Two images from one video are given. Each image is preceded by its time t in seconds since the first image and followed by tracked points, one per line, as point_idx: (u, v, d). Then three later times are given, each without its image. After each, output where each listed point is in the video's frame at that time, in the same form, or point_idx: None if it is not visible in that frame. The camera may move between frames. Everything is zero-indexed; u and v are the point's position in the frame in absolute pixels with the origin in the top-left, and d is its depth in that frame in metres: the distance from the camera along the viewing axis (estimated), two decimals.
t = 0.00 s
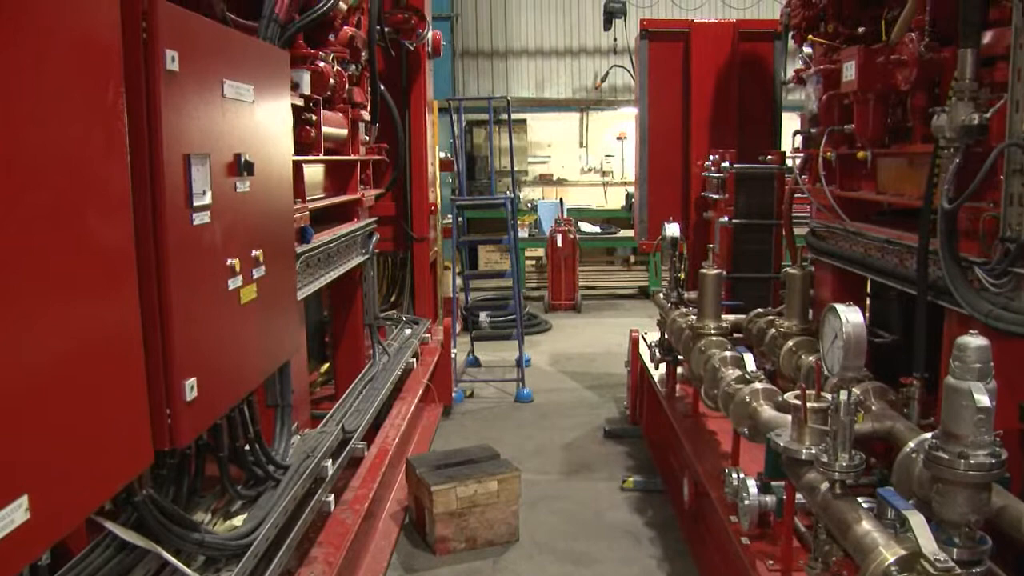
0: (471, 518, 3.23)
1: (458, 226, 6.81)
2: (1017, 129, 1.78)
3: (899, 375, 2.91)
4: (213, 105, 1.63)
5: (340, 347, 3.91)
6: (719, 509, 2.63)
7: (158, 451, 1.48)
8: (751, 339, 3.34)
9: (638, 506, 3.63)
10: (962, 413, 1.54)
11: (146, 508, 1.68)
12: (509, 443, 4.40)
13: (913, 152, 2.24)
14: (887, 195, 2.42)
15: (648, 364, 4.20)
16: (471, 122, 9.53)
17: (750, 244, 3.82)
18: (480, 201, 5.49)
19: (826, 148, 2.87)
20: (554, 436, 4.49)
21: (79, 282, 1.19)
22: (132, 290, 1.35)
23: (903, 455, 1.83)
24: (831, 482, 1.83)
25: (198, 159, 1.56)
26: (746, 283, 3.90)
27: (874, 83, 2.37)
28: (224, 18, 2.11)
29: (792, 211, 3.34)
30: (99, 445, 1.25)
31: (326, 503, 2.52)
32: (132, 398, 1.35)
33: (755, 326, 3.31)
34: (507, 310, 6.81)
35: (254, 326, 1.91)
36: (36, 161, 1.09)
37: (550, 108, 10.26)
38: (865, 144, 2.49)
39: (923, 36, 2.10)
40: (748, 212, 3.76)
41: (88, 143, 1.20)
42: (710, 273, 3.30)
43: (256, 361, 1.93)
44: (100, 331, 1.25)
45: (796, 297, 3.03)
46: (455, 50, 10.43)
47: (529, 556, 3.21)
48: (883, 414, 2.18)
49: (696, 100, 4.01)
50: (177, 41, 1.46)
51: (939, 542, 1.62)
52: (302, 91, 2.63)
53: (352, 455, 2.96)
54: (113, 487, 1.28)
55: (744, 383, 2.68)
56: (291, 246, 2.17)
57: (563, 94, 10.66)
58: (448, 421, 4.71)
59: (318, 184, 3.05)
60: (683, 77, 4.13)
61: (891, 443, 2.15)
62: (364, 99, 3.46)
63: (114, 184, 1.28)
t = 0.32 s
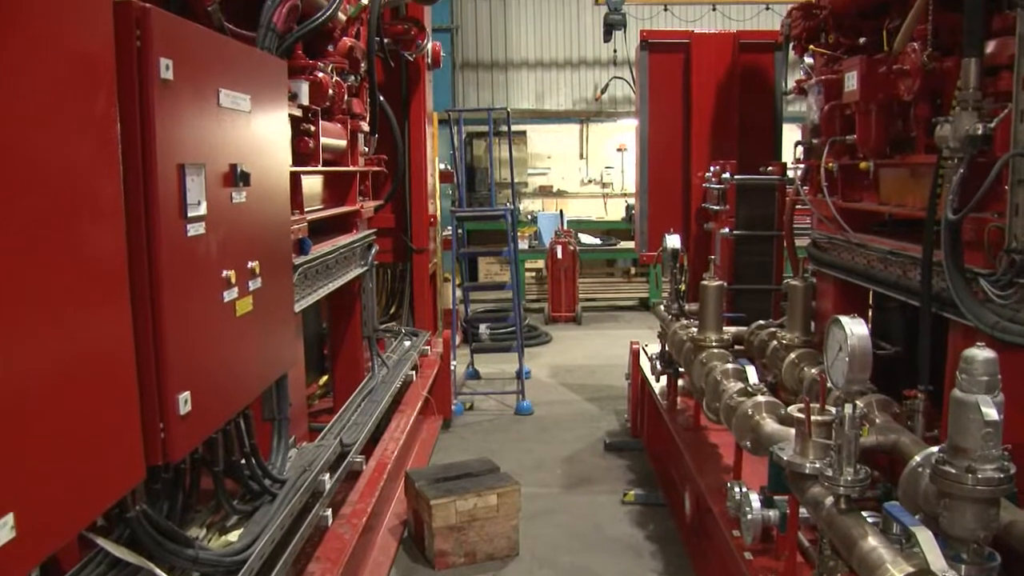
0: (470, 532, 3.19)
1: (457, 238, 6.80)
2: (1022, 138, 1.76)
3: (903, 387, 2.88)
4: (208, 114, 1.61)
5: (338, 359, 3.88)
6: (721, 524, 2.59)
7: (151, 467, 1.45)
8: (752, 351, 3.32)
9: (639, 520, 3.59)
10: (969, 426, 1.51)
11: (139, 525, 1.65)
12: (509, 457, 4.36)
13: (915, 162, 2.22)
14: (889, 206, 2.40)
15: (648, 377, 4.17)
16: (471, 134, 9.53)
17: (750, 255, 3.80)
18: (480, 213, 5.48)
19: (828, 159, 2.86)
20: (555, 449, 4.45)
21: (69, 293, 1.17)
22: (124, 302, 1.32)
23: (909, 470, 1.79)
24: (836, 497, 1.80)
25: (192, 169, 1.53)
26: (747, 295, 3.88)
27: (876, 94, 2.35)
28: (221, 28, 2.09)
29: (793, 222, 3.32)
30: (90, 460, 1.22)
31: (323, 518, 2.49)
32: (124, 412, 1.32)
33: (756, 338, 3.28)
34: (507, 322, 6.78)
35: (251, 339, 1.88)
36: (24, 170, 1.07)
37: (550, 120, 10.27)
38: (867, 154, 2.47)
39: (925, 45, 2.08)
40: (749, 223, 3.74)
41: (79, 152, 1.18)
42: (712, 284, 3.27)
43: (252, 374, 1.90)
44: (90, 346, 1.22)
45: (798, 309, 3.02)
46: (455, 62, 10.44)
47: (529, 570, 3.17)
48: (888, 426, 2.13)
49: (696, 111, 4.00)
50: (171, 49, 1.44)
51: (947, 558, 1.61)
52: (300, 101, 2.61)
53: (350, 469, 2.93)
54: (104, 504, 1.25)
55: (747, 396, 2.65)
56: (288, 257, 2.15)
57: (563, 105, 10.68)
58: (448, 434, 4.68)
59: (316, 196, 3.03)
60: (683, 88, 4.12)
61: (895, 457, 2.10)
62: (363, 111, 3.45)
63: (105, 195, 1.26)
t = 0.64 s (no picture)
0: (471, 547, 3.14)
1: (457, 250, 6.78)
2: None
3: (907, 400, 2.85)
4: (204, 124, 1.59)
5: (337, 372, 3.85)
6: (724, 538, 2.55)
7: (144, 482, 1.43)
8: (755, 363, 3.29)
9: (640, 534, 3.55)
10: (977, 441, 1.48)
11: (133, 541, 1.62)
12: (509, 470, 4.33)
13: (919, 174, 2.20)
14: (893, 217, 2.38)
15: (649, 390, 4.14)
16: (471, 146, 9.52)
17: (752, 267, 3.78)
18: (480, 225, 5.46)
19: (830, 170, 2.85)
20: (556, 463, 4.42)
21: (61, 306, 1.15)
22: (118, 315, 1.30)
23: (916, 485, 1.75)
24: (841, 512, 1.77)
25: (188, 180, 1.51)
26: (748, 307, 3.85)
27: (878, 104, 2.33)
28: (219, 38, 2.08)
29: (794, 234, 3.30)
30: (80, 476, 1.19)
31: (321, 533, 2.45)
32: (116, 427, 1.30)
33: (759, 351, 3.26)
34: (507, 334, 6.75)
35: (247, 352, 1.86)
36: (15, 179, 1.05)
37: (551, 132, 10.28)
38: (870, 165, 2.45)
39: (928, 55, 2.07)
40: (750, 235, 3.72)
41: (72, 161, 1.16)
42: (713, 297, 3.25)
43: (249, 387, 1.87)
44: (82, 359, 1.20)
45: (800, 321, 2.99)
46: (456, 75, 10.46)
47: None
48: (892, 439, 2.10)
49: (696, 122, 3.99)
50: (167, 58, 1.43)
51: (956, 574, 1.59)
52: (299, 112, 2.60)
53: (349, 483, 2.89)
54: (94, 521, 1.22)
55: (749, 409, 2.63)
56: (286, 269, 2.13)
57: (563, 117, 10.69)
58: (448, 448, 4.65)
59: (315, 208, 3.01)
60: (683, 99, 4.11)
61: (900, 470, 2.07)
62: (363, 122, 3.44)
63: (98, 205, 1.24)
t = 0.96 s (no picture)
0: (470, 563, 3.09)
1: (458, 263, 6.76)
2: None
3: (912, 413, 2.82)
4: (199, 135, 1.58)
5: (336, 386, 3.82)
6: (726, 554, 2.52)
7: (135, 498, 1.40)
8: (757, 377, 3.26)
9: (641, 549, 3.51)
10: (986, 455, 1.45)
11: (125, 559, 1.58)
12: (509, 484, 4.29)
13: (922, 185, 2.18)
14: (895, 229, 2.36)
15: (650, 403, 4.11)
16: (471, 158, 9.51)
17: (753, 279, 3.75)
18: (480, 237, 5.45)
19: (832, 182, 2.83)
20: (556, 477, 4.38)
21: (49, 319, 1.12)
22: (109, 328, 1.28)
23: (923, 500, 1.71)
24: (847, 528, 1.74)
25: (182, 191, 1.49)
26: (749, 320, 3.82)
27: (880, 115, 2.32)
28: (217, 49, 2.07)
29: (795, 246, 3.28)
30: (70, 493, 1.17)
31: (319, 549, 2.41)
32: (107, 442, 1.27)
33: (760, 364, 3.23)
34: (507, 347, 6.71)
35: (243, 365, 1.83)
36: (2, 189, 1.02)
37: (551, 145, 10.29)
38: (872, 177, 2.43)
39: (930, 66, 2.06)
40: (752, 247, 3.70)
41: (62, 170, 1.14)
42: (715, 309, 3.23)
43: (244, 402, 1.85)
44: (71, 374, 1.17)
45: (803, 334, 2.97)
46: (456, 87, 10.48)
47: None
48: (897, 453, 2.07)
49: (696, 134, 3.98)
50: (162, 67, 1.41)
51: None
52: (297, 124, 2.59)
53: (347, 498, 2.86)
54: (83, 539, 1.19)
55: (752, 423, 2.60)
56: (283, 281, 2.11)
57: (563, 130, 10.70)
58: (447, 462, 4.61)
59: (314, 220, 2.99)
60: (684, 112, 4.11)
61: (906, 485, 2.04)
62: (362, 134, 3.43)
63: (90, 217, 1.21)
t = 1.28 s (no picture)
0: None
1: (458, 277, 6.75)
2: None
3: (917, 427, 2.79)
4: (195, 145, 1.56)
5: (335, 400, 3.79)
6: (729, 570, 2.48)
7: (127, 514, 1.37)
8: (758, 391, 3.24)
9: (642, 565, 3.47)
10: (994, 471, 1.42)
11: None
12: (509, 499, 4.25)
13: (925, 197, 2.16)
14: (897, 242, 2.35)
15: (651, 417, 4.08)
16: (471, 172, 9.52)
17: (755, 292, 3.73)
18: (480, 251, 5.43)
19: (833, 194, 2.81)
20: (557, 491, 4.34)
21: (39, 331, 1.10)
22: (101, 341, 1.25)
23: (929, 515, 1.68)
24: (852, 544, 1.72)
25: (177, 202, 1.48)
26: (750, 333, 3.80)
27: (882, 127, 2.31)
28: (215, 60, 2.07)
29: (797, 258, 3.26)
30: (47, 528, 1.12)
31: (316, 566, 2.38)
32: (97, 457, 1.24)
33: (761, 378, 3.21)
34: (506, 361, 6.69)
35: (239, 379, 1.81)
36: None
37: (551, 158, 10.30)
38: (874, 189, 2.41)
39: (932, 77, 2.04)
40: (753, 260, 3.67)
41: (54, 180, 1.12)
42: (716, 322, 3.20)
43: (240, 417, 1.82)
44: (61, 387, 1.15)
45: (805, 347, 2.95)
46: (455, 101, 10.50)
47: None
48: (901, 468, 2.04)
49: (697, 147, 3.97)
50: (157, 77, 1.39)
51: None
52: (296, 136, 2.58)
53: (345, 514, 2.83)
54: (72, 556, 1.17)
55: (755, 437, 2.57)
56: (281, 295, 2.09)
57: (563, 144, 10.72)
58: (447, 477, 4.58)
59: (313, 233, 2.98)
60: (684, 124, 4.10)
61: (910, 500, 2.01)
62: (361, 146, 3.43)
63: (81, 228, 1.19)
